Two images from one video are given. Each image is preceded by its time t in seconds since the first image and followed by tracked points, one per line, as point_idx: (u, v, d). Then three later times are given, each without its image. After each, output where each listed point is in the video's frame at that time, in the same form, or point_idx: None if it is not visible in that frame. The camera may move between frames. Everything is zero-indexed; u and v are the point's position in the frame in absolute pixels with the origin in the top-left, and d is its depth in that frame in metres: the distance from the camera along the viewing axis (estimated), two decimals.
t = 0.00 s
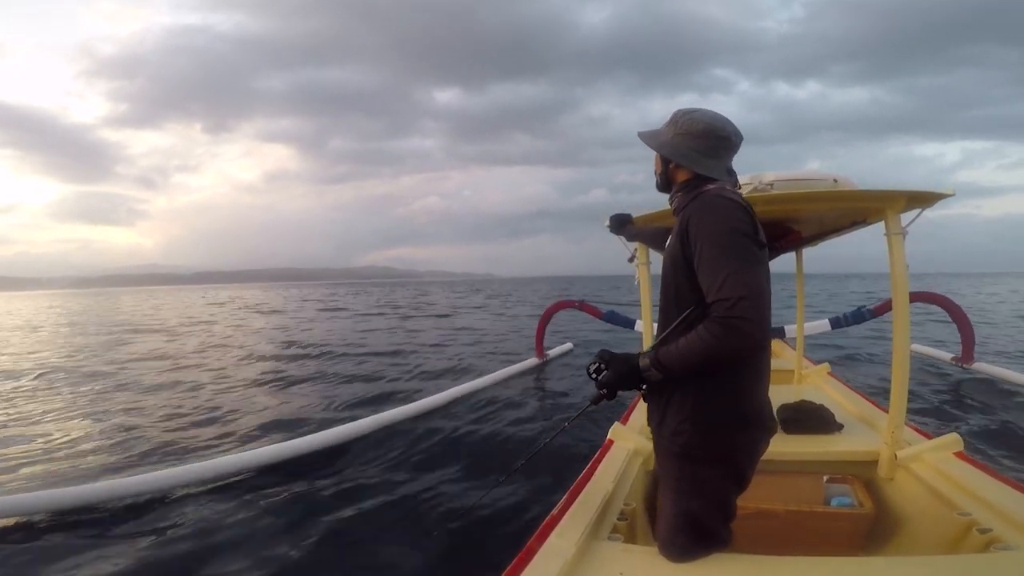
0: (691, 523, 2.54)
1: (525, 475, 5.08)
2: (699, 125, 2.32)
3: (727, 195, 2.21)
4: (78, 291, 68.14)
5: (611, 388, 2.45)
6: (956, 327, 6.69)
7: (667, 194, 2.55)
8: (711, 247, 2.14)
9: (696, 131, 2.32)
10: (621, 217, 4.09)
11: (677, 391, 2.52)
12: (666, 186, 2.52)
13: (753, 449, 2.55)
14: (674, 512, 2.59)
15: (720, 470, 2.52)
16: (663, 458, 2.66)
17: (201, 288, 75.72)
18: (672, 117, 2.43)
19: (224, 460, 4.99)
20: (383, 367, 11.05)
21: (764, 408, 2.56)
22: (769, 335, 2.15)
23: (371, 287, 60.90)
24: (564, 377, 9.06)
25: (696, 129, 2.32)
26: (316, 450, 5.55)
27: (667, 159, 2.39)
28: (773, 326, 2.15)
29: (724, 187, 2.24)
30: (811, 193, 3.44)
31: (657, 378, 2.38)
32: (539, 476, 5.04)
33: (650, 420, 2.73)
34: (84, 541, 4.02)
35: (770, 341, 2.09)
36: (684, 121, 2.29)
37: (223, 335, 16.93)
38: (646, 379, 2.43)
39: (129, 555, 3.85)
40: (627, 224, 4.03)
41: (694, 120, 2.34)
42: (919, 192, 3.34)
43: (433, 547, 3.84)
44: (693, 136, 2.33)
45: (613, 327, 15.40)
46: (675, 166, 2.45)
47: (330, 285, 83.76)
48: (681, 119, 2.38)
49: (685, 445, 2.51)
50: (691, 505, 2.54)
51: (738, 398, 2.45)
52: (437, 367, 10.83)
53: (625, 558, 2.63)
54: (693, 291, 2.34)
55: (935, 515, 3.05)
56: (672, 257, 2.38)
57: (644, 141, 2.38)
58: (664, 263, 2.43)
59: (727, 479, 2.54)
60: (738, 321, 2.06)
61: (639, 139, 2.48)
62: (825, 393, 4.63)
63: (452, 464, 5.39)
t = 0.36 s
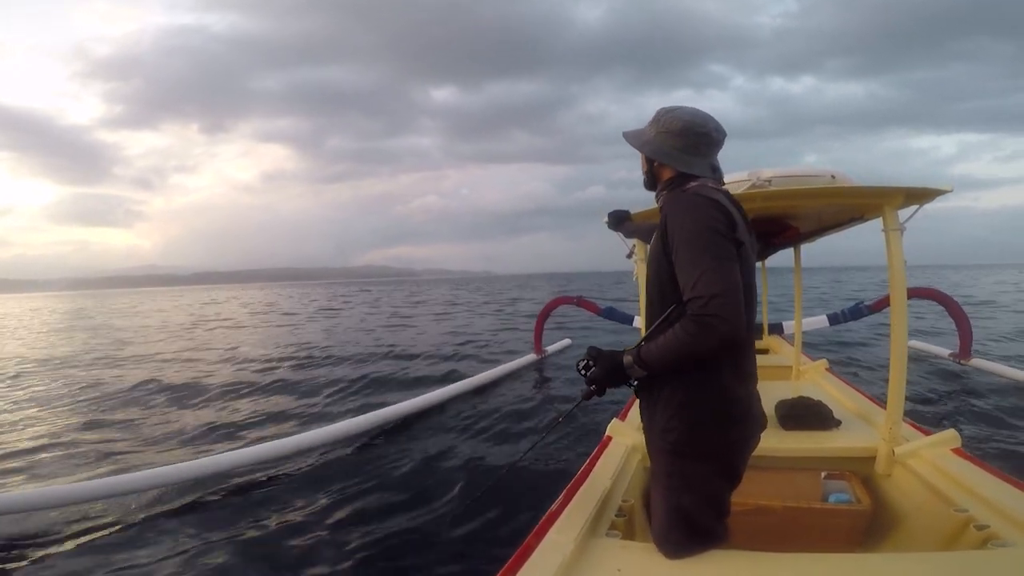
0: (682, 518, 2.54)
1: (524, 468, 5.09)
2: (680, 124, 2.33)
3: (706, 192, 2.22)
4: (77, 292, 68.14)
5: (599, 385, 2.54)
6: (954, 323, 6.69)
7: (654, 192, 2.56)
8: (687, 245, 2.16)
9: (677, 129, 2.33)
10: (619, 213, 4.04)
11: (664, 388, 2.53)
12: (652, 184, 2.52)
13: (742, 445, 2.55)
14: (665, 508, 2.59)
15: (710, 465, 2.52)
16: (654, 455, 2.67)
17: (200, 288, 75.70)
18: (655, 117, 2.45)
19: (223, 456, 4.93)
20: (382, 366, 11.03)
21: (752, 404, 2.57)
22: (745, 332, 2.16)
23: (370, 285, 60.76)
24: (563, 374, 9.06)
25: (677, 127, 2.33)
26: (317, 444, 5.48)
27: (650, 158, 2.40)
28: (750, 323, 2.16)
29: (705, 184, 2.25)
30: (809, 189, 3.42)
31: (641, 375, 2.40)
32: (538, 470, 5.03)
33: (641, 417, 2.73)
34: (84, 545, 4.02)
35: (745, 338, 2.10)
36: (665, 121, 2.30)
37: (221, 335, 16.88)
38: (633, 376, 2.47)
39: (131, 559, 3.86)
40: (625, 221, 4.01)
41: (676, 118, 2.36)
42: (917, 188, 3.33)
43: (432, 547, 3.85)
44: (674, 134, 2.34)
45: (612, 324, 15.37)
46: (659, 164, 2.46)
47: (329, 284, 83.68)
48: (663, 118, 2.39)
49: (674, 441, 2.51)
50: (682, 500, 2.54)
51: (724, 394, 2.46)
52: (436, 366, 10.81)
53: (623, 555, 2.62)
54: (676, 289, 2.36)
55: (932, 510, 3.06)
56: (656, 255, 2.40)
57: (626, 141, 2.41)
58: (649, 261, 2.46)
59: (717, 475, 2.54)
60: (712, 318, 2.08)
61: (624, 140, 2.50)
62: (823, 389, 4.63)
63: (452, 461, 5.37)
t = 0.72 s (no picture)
0: (674, 514, 2.52)
1: (523, 464, 5.05)
2: (665, 119, 2.32)
3: (689, 188, 2.21)
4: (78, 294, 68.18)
5: (589, 378, 2.55)
6: (954, 317, 6.67)
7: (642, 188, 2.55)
8: (667, 240, 2.15)
9: (662, 125, 2.33)
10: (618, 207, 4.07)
11: (652, 383, 2.53)
12: (640, 180, 2.52)
13: (732, 439, 2.54)
14: (658, 503, 2.58)
15: (701, 460, 2.51)
16: (645, 450, 2.66)
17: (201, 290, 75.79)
18: (641, 113, 2.44)
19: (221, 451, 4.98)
20: (382, 365, 11.02)
21: (741, 399, 2.56)
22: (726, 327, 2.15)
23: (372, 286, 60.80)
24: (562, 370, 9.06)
25: (662, 123, 2.32)
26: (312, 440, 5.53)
27: (636, 155, 2.40)
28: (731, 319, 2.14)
29: (690, 180, 2.24)
30: (807, 183, 3.42)
31: (627, 370, 2.41)
32: (538, 464, 5.05)
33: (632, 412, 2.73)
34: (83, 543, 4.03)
35: (724, 332, 2.09)
36: (650, 117, 2.30)
37: (221, 335, 16.88)
38: (620, 371, 2.48)
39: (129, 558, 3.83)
40: (624, 215, 4.03)
41: (662, 114, 2.35)
42: (915, 181, 3.32)
43: (427, 542, 3.81)
44: (659, 130, 2.34)
45: (612, 322, 15.37)
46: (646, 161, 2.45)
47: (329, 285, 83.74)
48: (649, 114, 2.39)
49: (664, 437, 2.51)
50: (675, 495, 2.52)
51: (711, 389, 2.45)
52: (436, 365, 10.80)
53: (622, 550, 2.61)
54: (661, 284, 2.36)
55: (931, 506, 3.04)
56: (641, 251, 2.40)
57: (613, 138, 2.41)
58: (636, 257, 2.46)
59: (708, 470, 2.53)
60: (691, 313, 2.08)
61: (611, 137, 2.51)
62: (823, 384, 4.62)
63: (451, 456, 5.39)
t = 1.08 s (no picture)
0: (672, 513, 2.52)
1: (521, 463, 5.03)
2: (661, 118, 2.33)
3: (685, 187, 2.20)
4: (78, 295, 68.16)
5: (587, 378, 2.55)
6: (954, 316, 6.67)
7: (640, 187, 2.56)
8: (664, 240, 2.15)
9: (658, 124, 2.33)
10: (619, 206, 4.11)
11: (650, 383, 2.53)
12: (637, 180, 2.53)
13: (730, 439, 2.53)
14: (657, 503, 2.58)
15: (699, 460, 2.50)
16: (644, 449, 2.66)
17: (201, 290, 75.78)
18: (637, 112, 2.44)
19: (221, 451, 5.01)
20: (381, 365, 11.01)
21: (739, 398, 2.55)
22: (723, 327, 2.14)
23: (371, 287, 60.81)
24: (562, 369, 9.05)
25: (658, 122, 2.33)
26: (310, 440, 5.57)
27: (633, 154, 2.41)
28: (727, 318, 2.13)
29: (686, 179, 2.24)
30: (806, 182, 3.42)
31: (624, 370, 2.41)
32: (538, 462, 5.05)
33: (631, 412, 2.73)
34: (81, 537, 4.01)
35: (721, 332, 2.08)
36: (646, 117, 2.30)
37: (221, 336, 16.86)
38: (618, 371, 2.48)
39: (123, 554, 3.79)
40: (624, 213, 4.07)
41: (658, 113, 2.36)
42: (915, 180, 3.31)
43: (426, 541, 3.77)
44: (655, 129, 2.34)
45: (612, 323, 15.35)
46: (643, 160, 2.46)
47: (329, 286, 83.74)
48: (646, 113, 2.40)
49: (662, 436, 2.50)
50: (673, 494, 2.52)
51: (709, 388, 2.44)
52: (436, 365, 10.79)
53: (622, 549, 2.60)
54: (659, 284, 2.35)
55: (931, 505, 3.04)
56: (638, 251, 2.40)
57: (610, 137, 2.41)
58: (633, 256, 2.46)
59: (706, 469, 2.52)
60: (686, 313, 2.07)
61: (607, 136, 2.51)
62: (823, 382, 4.61)
63: (451, 453, 5.39)
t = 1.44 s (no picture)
0: (676, 514, 2.52)
1: (521, 466, 5.02)
2: (667, 119, 2.33)
3: (691, 188, 2.20)
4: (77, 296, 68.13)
5: (591, 381, 2.55)
6: (954, 317, 6.66)
7: (644, 188, 2.56)
8: (671, 240, 2.15)
9: (663, 126, 2.33)
10: (619, 208, 4.12)
11: (653, 383, 2.52)
12: (642, 180, 2.53)
13: (732, 440, 2.53)
14: (659, 504, 2.57)
15: (702, 460, 2.50)
16: (646, 450, 2.66)
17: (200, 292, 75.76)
18: (642, 113, 2.44)
19: (225, 451, 5.01)
20: (381, 366, 11.00)
21: (742, 398, 2.55)
22: (730, 327, 2.14)
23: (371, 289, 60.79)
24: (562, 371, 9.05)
25: (664, 123, 2.33)
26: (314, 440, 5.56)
27: (638, 155, 2.41)
28: (734, 318, 2.14)
29: (692, 180, 2.24)
30: (806, 183, 3.43)
31: (630, 372, 2.41)
32: (539, 463, 5.05)
33: (634, 413, 2.72)
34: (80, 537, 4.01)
35: (729, 332, 2.09)
36: (651, 117, 2.30)
37: (220, 337, 16.85)
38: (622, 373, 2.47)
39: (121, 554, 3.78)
40: (624, 215, 4.09)
41: (663, 114, 2.36)
42: (915, 181, 3.31)
43: (427, 544, 3.76)
44: (660, 130, 2.34)
45: (612, 324, 15.35)
46: (648, 161, 2.46)
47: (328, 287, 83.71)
48: (650, 114, 2.40)
49: (666, 437, 2.50)
50: (676, 495, 2.52)
51: (713, 389, 2.44)
52: (436, 366, 10.79)
53: (622, 550, 2.60)
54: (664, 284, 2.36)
55: (932, 506, 3.04)
56: (643, 251, 2.40)
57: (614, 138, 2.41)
58: (638, 257, 2.46)
59: (709, 470, 2.52)
60: (695, 313, 2.07)
61: (612, 137, 2.51)
62: (823, 384, 4.61)
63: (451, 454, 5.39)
